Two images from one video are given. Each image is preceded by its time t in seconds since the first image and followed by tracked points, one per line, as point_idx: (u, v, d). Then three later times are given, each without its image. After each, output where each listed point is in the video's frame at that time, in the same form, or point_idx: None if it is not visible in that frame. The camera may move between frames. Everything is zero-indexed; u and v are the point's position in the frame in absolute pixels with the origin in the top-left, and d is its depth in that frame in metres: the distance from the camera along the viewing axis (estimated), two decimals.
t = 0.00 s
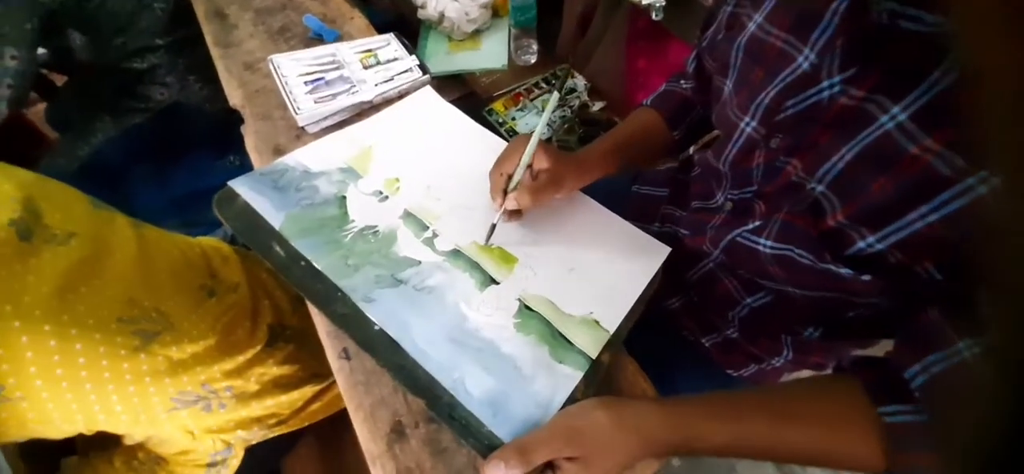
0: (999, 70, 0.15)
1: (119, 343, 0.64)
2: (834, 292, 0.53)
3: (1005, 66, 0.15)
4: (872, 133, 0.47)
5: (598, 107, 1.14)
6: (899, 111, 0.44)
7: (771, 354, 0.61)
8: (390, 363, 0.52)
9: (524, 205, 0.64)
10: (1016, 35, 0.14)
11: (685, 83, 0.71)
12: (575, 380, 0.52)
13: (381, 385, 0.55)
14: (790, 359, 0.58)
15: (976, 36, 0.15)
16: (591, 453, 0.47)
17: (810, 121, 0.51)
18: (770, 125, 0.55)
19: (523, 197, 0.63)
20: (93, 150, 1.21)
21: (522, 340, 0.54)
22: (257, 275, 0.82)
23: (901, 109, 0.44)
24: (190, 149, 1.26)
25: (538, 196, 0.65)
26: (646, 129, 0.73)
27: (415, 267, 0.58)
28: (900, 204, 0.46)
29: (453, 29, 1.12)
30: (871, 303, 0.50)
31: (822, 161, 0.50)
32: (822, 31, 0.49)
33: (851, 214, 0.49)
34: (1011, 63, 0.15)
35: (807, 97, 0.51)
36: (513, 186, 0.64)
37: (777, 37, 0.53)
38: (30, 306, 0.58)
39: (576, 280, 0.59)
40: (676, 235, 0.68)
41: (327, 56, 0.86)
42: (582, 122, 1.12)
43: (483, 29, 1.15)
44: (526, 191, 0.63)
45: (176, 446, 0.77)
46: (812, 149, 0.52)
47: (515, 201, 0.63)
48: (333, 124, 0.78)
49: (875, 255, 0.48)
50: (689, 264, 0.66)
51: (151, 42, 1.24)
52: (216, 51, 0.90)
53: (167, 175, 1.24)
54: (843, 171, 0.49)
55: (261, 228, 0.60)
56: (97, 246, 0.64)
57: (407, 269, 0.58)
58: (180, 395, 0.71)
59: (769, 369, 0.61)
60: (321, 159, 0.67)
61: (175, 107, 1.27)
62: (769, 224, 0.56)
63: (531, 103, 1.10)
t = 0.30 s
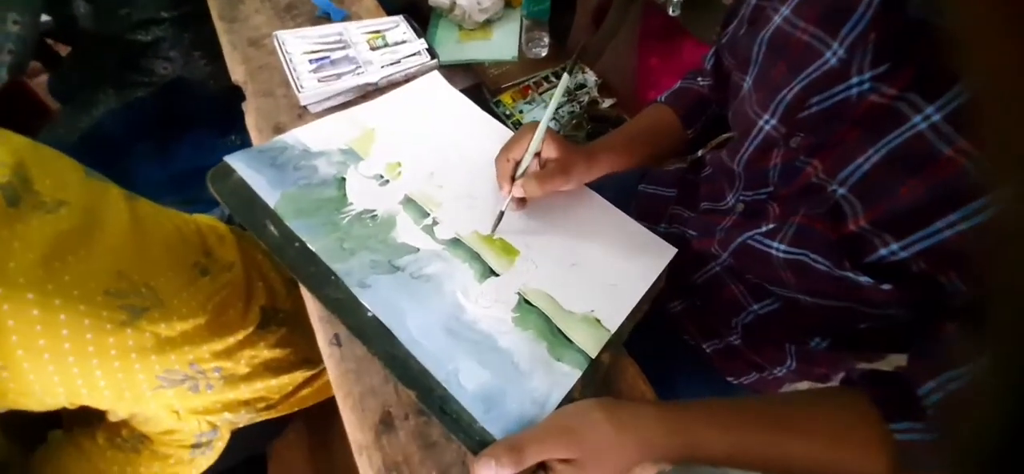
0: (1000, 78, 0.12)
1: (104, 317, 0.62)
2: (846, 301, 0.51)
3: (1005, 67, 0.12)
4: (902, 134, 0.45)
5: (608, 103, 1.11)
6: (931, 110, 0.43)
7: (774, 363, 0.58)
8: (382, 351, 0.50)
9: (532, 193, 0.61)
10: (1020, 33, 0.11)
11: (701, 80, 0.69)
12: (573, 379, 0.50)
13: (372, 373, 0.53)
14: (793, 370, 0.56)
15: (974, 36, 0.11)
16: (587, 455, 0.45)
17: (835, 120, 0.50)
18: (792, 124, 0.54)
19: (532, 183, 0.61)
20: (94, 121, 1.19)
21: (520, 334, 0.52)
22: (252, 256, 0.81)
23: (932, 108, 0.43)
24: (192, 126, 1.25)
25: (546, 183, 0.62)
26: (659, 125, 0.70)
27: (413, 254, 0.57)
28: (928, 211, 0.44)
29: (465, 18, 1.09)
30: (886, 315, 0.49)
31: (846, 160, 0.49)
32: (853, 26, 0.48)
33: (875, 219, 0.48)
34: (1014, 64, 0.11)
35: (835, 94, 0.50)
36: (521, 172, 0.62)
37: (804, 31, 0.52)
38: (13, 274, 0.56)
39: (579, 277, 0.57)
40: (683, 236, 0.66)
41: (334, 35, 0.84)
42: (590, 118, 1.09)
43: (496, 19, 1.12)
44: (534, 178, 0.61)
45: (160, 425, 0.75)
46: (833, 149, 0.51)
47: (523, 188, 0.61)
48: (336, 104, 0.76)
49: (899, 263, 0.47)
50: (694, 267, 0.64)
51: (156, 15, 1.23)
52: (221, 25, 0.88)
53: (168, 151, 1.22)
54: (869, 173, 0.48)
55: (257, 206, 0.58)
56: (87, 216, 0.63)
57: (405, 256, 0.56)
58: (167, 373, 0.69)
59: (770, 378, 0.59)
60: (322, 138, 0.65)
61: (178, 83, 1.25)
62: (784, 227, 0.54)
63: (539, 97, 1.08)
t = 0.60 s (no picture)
0: (1000, 72, 0.16)
1: (97, 295, 0.60)
2: (868, 322, 0.49)
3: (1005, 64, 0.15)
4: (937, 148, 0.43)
5: (623, 108, 1.04)
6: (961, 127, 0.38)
7: (783, 382, 0.56)
8: (376, 347, 0.48)
9: (546, 192, 0.60)
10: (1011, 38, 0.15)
11: (721, 85, 0.67)
12: (573, 387, 0.48)
13: (366, 369, 0.51)
14: (802, 390, 0.54)
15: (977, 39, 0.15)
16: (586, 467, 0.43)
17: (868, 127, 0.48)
18: (819, 131, 0.52)
19: (545, 182, 0.60)
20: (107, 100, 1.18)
21: (521, 338, 0.50)
22: (253, 243, 0.80)
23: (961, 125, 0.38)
24: (202, 110, 1.24)
25: (560, 183, 0.61)
26: (676, 129, 0.69)
27: (415, 248, 0.55)
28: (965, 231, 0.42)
29: (480, 16, 1.04)
30: (911, 340, 0.47)
31: (872, 171, 0.48)
32: (891, 29, 0.46)
33: (908, 235, 0.46)
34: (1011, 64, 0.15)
35: (867, 100, 0.48)
36: (534, 170, 0.60)
37: (836, 34, 0.50)
38: (6, 246, 0.55)
39: (586, 281, 0.55)
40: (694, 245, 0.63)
41: (348, 23, 0.82)
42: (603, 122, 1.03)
43: (512, 18, 1.06)
44: (548, 177, 0.60)
45: (149, 409, 0.73)
46: (862, 159, 0.49)
47: (536, 186, 0.59)
48: (346, 93, 0.75)
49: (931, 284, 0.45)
50: (704, 277, 0.62)
51: None
52: (236, 8, 0.87)
53: (177, 134, 1.21)
54: (903, 185, 0.46)
55: (257, 191, 0.56)
56: (86, 192, 0.62)
57: (406, 250, 0.55)
58: (158, 357, 0.67)
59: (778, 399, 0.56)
60: (329, 125, 0.63)
61: (191, 66, 1.24)
62: (805, 240, 0.52)
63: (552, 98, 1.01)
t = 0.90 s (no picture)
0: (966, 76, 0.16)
1: (86, 271, 0.59)
2: (889, 341, 0.46)
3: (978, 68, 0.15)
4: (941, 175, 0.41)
5: (636, 110, 0.99)
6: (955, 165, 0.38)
7: (791, 400, 0.54)
8: (368, 341, 0.46)
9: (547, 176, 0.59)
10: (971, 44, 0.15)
11: (742, 88, 0.65)
12: (573, 394, 0.46)
13: (358, 363, 0.49)
14: (810, 409, 0.52)
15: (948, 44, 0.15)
16: None
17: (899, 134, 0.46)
18: (847, 137, 0.50)
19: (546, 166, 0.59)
20: (114, 77, 1.17)
21: (520, 340, 0.48)
22: (252, 226, 0.79)
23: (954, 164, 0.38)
24: (210, 92, 1.22)
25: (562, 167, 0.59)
26: (694, 128, 0.67)
27: (415, 240, 0.53)
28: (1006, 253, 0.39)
29: (497, 10, 1.00)
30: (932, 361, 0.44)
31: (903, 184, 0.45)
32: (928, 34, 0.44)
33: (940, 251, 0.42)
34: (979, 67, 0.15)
35: (902, 107, 0.46)
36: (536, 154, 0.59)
37: (872, 35, 0.48)
38: None
39: (591, 283, 0.52)
40: (706, 252, 0.62)
41: (360, 7, 0.80)
42: (615, 124, 0.97)
43: (527, 14, 1.02)
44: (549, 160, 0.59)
45: (135, 391, 0.72)
46: (895, 169, 0.46)
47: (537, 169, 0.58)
48: (353, 78, 0.73)
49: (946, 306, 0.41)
50: (715, 286, 0.60)
51: None
52: None
53: (183, 114, 1.20)
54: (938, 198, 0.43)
55: (256, 174, 0.55)
56: (81, 164, 0.60)
57: (406, 242, 0.52)
58: (147, 338, 0.65)
59: (783, 416, 0.54)
60: (334, 110, 0.61)
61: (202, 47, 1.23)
62: (827, 251, 0.50)
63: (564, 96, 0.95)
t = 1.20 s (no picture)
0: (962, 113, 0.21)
1: (85, 239, 0.57)
2: (920, 362, 0.44)
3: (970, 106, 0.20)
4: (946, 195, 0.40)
5: (654, 110, 0.91)
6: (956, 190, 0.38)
7: (801, 416, 0.52)
8: (367, 328, 0.45)
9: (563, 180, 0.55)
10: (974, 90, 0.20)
11: (770, 91, 0.62)
12: (577, 396, 0.44)
13: (356, 350, 0.48)
14: (821, 427, 0.50)
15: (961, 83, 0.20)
16: None
17: (938, 142, 0.43)
18: (886, 142, 0.48)
19: (562, 169, 0.55)
20: (126, 46, 1.14)
21: (525, 336, 0.46)
22: (258, 206, 0.81)
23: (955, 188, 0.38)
24: (224, 68, 1.21)
25: (580, 171, 0.56)
26: (720, 132, 0.64)
27: (421, 227, 0.51)
28: None
29: None
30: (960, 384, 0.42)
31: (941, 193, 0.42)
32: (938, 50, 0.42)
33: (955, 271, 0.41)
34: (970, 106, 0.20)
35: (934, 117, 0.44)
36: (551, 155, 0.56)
37: (920, 34, 0.45)
38: None
39: (602, 284, 0.50)
40: (722, 257, 0.59)
41: None
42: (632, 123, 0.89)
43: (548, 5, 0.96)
44: (566, 163, 0.55)
45: (131, 365, 0.71)
46: (934, 179, 0.43)
47: (552, 173, 0.55)
48: (367, 59, 0.71)
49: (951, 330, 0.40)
50: (731, 293, 0.57)
51: None
52: None
53: (196, 90, 1.19)
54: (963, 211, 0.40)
55: (261, 149, 0.53)
56: (86, 131, 0.60)
57: (412, 228, 0.51)
58: (146, 311, 0.64)
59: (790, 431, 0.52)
60: (345, 88, 0.59)
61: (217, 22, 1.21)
62: (857, 262, 0.47)
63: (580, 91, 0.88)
